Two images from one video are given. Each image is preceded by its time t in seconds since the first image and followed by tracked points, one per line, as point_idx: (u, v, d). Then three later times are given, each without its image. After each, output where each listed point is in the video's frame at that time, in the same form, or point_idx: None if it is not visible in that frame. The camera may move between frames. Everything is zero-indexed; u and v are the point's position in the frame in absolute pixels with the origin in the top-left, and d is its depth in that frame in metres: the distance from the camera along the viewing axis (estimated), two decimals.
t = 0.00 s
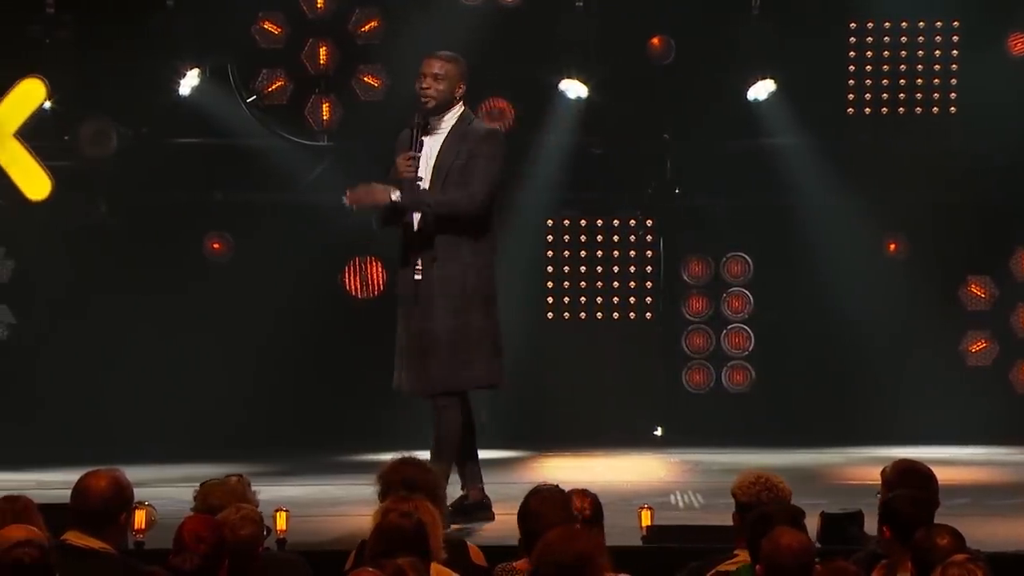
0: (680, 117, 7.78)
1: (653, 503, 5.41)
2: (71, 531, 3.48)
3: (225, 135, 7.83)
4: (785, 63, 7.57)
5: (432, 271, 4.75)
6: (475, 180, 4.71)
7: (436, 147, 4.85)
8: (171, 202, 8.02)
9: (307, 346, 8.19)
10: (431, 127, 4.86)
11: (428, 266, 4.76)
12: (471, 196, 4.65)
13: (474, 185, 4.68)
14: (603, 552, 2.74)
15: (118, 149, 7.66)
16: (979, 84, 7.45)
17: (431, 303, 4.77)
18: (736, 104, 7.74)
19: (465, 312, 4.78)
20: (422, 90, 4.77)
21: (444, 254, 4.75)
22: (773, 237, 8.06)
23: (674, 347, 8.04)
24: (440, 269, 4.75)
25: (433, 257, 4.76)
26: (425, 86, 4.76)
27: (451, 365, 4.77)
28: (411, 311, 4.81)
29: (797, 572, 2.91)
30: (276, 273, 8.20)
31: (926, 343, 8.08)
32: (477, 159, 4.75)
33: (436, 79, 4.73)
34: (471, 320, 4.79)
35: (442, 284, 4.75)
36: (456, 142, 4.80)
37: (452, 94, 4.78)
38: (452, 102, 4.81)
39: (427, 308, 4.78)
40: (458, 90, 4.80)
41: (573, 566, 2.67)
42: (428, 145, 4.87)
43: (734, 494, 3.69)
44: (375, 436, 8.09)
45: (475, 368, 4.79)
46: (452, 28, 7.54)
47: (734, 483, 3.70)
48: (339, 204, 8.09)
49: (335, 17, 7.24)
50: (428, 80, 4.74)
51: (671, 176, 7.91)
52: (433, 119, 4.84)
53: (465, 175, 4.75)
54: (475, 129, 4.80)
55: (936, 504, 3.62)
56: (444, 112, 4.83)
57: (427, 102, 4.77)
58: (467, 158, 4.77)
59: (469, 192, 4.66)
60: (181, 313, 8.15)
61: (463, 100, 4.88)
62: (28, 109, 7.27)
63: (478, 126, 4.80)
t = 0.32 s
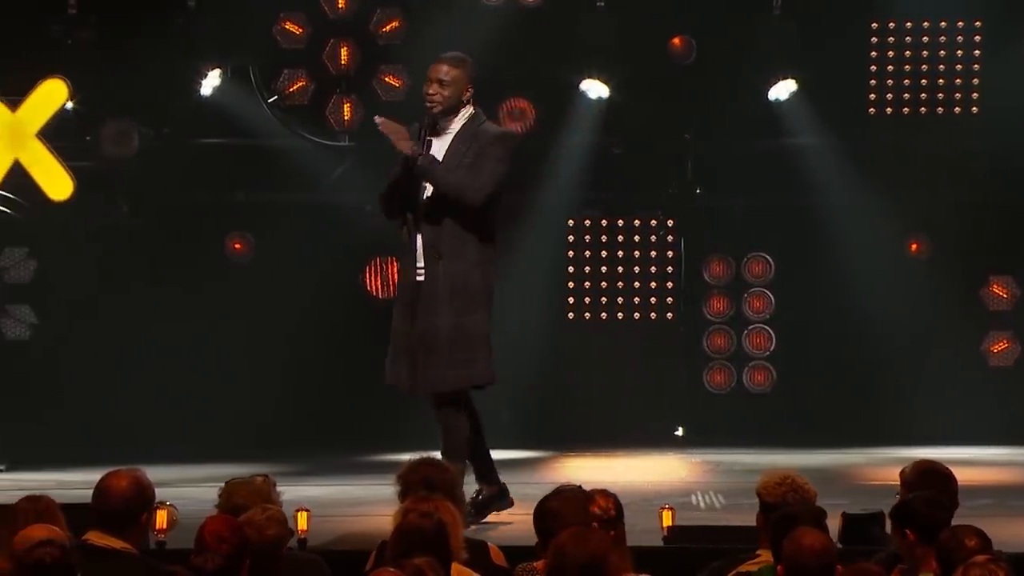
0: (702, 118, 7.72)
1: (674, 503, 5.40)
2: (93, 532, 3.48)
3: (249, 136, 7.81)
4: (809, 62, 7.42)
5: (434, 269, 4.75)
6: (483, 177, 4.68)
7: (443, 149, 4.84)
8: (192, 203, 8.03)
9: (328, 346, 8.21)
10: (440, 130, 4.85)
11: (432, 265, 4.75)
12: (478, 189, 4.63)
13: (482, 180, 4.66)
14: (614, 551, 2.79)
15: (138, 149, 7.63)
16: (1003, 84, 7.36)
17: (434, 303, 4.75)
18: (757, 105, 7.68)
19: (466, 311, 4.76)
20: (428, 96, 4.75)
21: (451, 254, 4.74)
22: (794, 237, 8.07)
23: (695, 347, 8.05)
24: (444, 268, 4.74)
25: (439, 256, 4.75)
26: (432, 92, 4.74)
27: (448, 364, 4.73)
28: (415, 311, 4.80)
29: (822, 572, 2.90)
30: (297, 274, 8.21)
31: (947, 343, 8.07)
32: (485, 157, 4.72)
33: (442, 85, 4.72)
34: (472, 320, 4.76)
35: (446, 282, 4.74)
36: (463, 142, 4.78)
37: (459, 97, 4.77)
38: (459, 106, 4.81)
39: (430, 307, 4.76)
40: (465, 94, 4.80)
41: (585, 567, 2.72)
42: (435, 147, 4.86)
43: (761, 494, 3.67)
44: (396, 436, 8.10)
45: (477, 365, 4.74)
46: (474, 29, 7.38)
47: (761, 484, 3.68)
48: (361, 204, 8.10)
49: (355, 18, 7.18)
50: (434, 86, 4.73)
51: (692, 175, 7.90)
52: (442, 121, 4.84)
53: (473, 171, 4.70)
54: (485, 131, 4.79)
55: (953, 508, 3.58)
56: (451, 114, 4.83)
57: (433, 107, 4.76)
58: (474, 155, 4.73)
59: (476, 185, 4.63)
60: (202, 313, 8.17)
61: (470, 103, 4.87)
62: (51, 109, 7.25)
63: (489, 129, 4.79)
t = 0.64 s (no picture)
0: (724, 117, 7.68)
1: (694, 503, 5.39)
2: (115, 532, 3.49)
3: (268, 135, 7.82)
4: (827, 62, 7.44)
5: (465, 278, 4.79)
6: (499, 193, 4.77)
7: (447, 152, 4.93)
8: (213, 203, 8.05)
9: (348, 345, 8.23)
10: (443, 131, 4.92)
11: (463, 274, 4.79)
12: (502, 199, 4.76)
13: (502, 196, 4.76)
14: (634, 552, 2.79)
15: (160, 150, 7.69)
16: None
17: (462, 312, 4.78)
18: (778, 105, 7.67)
19: (489, 320, 4.84)
20: (432, 98, 4.80)
21: (482, 264, 4.81)
22: (814, 236, 8.04)
23: (716, 347, 7.99)
24: (478, 278, 4.80)
25: (471, 266, 4.80)
26: (435, 94, 4.79)
27: (472, 371, 4.80)
28: (438, 318, 4.84)
29: (842, 572, 2.89)
30: (318, 274, 8.23)
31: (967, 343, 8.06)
32: (499, 168, 4.82)
33: (446, 88, 4.76)
34: (498, 328, 4.86)
35: (479, 292, 4.81)
36: (473, 144, 4.85)
37: (463, 99, 4.82)
38: (464, 107, 4.86)
39: (459, 316, 4.79)
40: (468, 95, 4.84)
41: (603, 568, 2.72)
42: (438, 150, 4.94)
43: (783, 495, 3.66)
44: (416, 435, 8.11)
45: (500, 375, 4.84)
46: (490, 27, 7.45)
47: (783, 484, 3.67)
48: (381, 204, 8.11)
49: (375, 19, 7.12)
50: (437, 89, 4.77)
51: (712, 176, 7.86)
52: (446, 123, 4.91)
53: (488, 182, 4.79)
54: (494, 133, 4.87)
55: (973, 508, 3.56)
56: (455, 116, 4.88)
57: (437, 108, 4.81)
58: (488, 166, 4.82)
59: (499, 204, 4.74)
60: (223, 313, 8.19)
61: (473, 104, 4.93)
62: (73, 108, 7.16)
63: (497, 130, 4.87)
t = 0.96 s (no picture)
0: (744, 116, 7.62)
1: (714, 503, 5.38)
2: (134, 531, 3.51)
3: (288, 135, 7.83)
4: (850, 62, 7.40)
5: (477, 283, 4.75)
6: (513, 206, 4.79)
7: (458, 151, 4.87)
8: (233, 203, 8.07)
9: (366, 345, 8.23)
10: (452, 128, 4.88)
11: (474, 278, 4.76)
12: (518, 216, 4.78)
13: (518, 212, 4.79)
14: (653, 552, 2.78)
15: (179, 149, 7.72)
16: None
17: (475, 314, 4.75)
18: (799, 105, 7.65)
19: (506, 322, 4.77)
20: (441, 94, 4.79)
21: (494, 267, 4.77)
22: (833, 236, 8.00)
23: (735, 348, 8.00)
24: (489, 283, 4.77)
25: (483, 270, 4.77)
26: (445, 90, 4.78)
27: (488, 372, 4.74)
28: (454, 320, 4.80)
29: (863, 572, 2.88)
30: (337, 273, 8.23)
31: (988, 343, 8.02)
32: (512, 178, 4.81)
33: (455, 84, 4.75)
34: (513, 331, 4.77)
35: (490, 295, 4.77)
36: (484, 147, 4.82)
37: (473, 96, 4.79)
38: (474, 104, 4.82)
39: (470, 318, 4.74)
40: (479, 93, 4.81)
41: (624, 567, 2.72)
42: (449, 147, 4.89)
43: (802, 496, 3.65)
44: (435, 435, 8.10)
45: (515, 376, 4.75)
46: (509, 32, 7.44)
47: (802, 485, 3.66)
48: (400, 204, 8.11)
49: (394, 19, 7.15)
50: (448, 85, 4.77)
51: (731, 177, 7.89)
52: (456, 119, 4.85)
53: (501, 195, 4.82)
54: (506, 136, 4.84)
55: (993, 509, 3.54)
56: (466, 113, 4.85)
57: (446, 104, 4.79)
58: (503, 177, 4.82)
59: (515, 221, 4.77)
60: (244, 313, 8.20)
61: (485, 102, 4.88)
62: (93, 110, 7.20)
63: (508, 133, 4.84)
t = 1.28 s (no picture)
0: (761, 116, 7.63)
1: (731, 503, 5.37)
2: (153, 531, 3.51)
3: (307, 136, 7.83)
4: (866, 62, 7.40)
5: (471, 275, 4.79)
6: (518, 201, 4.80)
7: (463, 146, 4.89)
8: (250, 203, 8.09)
9: (384, 345, 8.24)
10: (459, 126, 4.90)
11: (471, 271, 4.79)
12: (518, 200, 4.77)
13: (517, 191, 4.80)
14: (671, 551, 2.78)
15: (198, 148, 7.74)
16: None
17: (471, 309, 4.79)
18: (817, 105, 7.64)
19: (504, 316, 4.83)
20: (451, 90, 4.79)
21: (490, 261, 4.80)
22: (852, 236, 7.96)
23: (754, 347, 8.03)
24: (482, 276, 4.79)
25: (478, 263, 4.80)
26: (455, 86, 4.78)
27: (490, 366, 4.80)
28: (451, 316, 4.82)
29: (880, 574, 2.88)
30: (354, 273, 8.24)
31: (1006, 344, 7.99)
32: (514, 165, 4.84)
33: (465, 80, 4.77)
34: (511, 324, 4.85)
35: (486, 289, 4.80)
36: (491, 143, 4.84)
37: (483, 92, 4.81)
38: (483, 100, 4.84)
39: (466, 313, 4.79)
40: (489, 89, 4.84)
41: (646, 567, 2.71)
42: (455, 143, 4.91)
43: (819, 495, 3.64)
44: (452, 435, 8.09)
45: (517, 370, 4.84)
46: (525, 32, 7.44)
47: (819, 485, 3.64)
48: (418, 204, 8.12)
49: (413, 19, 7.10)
50: (458, 81, 4.77)
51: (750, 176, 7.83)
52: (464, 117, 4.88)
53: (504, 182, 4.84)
54: (510, 134, 4.87)
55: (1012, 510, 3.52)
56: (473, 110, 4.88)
57: (456, 100, 4.79)
58: (504, 164, 4.85)
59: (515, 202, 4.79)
60: (261, 313, 8.22)
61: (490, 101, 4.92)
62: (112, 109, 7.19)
63: (513, 129, 4.88)
